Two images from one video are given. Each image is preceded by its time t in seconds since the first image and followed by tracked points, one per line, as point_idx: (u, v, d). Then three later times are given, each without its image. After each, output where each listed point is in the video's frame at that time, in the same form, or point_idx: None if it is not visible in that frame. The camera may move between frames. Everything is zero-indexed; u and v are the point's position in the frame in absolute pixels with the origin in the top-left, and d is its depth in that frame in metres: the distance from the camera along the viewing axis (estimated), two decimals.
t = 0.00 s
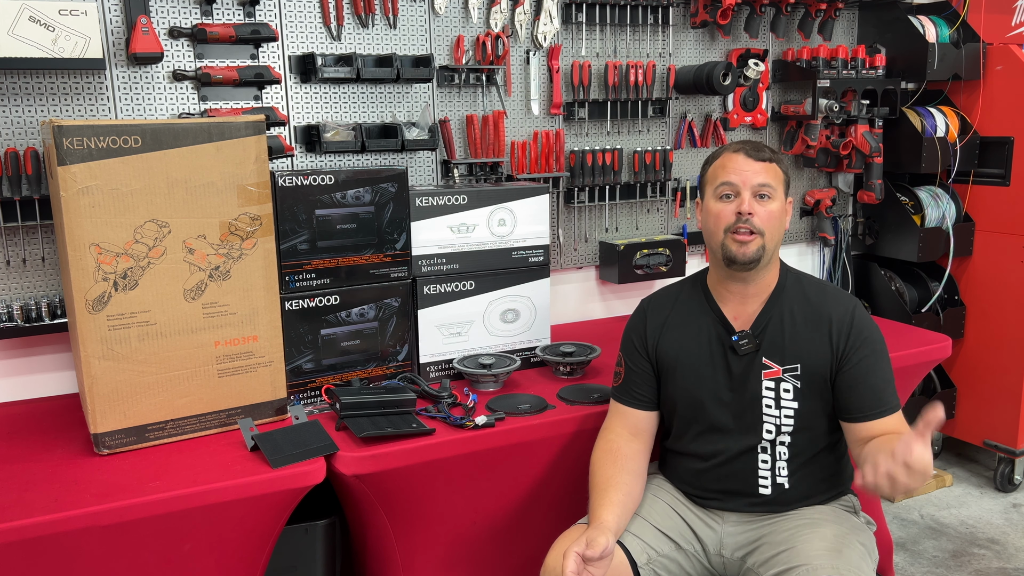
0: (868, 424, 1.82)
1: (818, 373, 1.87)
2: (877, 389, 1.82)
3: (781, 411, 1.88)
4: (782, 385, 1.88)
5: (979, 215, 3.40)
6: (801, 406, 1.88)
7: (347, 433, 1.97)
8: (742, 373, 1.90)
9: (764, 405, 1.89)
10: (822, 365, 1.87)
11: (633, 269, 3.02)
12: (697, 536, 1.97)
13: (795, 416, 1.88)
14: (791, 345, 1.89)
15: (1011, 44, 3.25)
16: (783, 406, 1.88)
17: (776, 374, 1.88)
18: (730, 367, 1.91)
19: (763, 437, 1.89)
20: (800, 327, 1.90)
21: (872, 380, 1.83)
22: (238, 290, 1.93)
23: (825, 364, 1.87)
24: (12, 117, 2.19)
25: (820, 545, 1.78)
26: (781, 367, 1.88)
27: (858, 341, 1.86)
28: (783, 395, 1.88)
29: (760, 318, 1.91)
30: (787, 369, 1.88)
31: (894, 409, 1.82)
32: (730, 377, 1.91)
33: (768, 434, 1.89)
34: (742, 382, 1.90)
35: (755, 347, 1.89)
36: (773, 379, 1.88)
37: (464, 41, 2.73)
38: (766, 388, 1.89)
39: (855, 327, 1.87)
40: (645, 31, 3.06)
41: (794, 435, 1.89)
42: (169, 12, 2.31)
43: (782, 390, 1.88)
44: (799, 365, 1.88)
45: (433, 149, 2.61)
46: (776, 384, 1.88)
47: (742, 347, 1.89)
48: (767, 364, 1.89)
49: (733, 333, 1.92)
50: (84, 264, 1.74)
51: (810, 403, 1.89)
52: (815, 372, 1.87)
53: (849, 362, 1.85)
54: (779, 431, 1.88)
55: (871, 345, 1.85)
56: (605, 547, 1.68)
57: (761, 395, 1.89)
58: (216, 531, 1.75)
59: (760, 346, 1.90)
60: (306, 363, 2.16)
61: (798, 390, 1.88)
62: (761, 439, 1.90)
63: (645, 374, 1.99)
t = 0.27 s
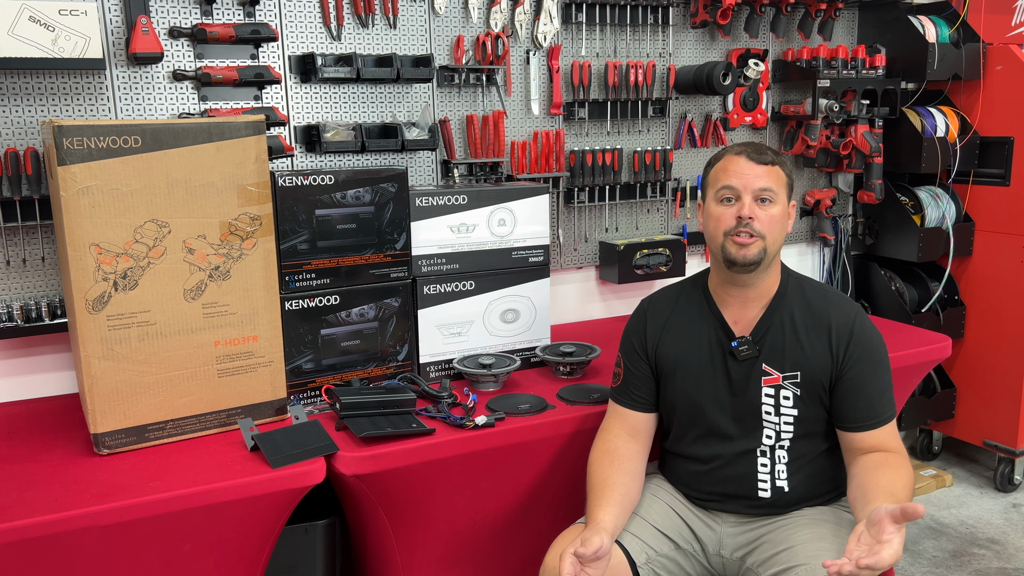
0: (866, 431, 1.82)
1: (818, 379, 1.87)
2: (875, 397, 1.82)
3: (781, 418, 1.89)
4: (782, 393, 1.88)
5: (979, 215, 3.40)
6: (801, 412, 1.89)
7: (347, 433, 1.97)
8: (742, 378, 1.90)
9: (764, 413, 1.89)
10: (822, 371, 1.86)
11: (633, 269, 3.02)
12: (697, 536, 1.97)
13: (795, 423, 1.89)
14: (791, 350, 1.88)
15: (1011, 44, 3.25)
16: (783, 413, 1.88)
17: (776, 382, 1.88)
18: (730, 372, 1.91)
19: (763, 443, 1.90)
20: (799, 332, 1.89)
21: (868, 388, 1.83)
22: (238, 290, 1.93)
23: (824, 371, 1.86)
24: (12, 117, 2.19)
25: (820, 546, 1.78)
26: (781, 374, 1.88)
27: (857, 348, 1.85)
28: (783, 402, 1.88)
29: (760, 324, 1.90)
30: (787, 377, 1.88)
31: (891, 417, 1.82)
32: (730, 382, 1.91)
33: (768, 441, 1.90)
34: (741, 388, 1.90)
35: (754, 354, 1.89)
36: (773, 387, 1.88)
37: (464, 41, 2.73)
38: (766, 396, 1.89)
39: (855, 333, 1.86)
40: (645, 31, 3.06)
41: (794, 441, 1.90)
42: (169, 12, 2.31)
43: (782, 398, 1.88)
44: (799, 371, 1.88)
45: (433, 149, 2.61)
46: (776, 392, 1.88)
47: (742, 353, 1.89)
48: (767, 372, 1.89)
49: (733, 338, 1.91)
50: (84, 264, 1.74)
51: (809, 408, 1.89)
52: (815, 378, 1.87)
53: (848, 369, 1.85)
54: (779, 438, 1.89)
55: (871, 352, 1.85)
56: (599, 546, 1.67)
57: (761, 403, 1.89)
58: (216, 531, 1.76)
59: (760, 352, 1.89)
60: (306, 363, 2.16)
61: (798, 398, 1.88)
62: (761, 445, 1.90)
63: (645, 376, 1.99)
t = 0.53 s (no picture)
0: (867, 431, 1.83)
1: (817, 380, 1.87)
2: (875, 397, 1.82)
3: (781, 418, 1.89)
4: (781, 393, 1.88)
5: (979, 215, 3.40)
6: (801, 412, 1.89)
7: (347, 433, 1.97)
8: (741, 380, 1.90)
9: (764, 413, 1.89)
10: (822, 372, 1.87)
11: (633, 269, 3.02)
12: (697, 537, 1.97)
13: (794, 423, 1.89)
14: (790, 351, 1.88)
15: (1011, 44, 3.25)
16: (783, 413, 1.88)
17: (776, 382, 1.88)
18: (729, 373, 1.91)
19: (763, 443, 1.90)
20: (799, 334, 1.89)
21: (868, 388, 1.83)
22: (238, 290, 1.93)
23: (824, 371, 1.86)
24: (12, 117, 2.19)
25: (820, 546, 1.78)
26: (780, 374, 1.88)
27: (857, 349, 1.85)
28: (783, 402, 1.88)
29: (759, 324, 1.90)
30: (787, 377, 1.88)
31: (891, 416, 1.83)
32: (729, 384, 1.91)
33: (768, 441, 1.90)
34: (741, 389, 1.90)
35: (753, 355, 1.89)
36: (772, 387, 1.88)
37: (464, 41, 2.73)
38: (765, 396, 1.89)
39: (854, 333, 1.86)
40: (645, 31, 3.06)
41: (795, 441, 1.90)
42: (169, 12, 2.31)
43: (781, 398, 1.88)
44: (798, 372, 1.88)
45: (433, 149, 2.61)
46: (776, 392, 1.88)
47: (741, 353, 1.89)
48: (766, 372, 1.89)
49: (732, 339, 1.91)
50: (84, 264, 1.74)
51: (808, 408, 1.89)
52: (814, 379, 1.87)
53: (848, 370, 1.85)
54: (779, 437, 1.89)
55: (870, 352, 1.85)
56: (598, 545, 1.68)
57: (761, 403, 1.89)
58: (216, 531, 1.76)
59: (759, 352, 1.89)
60: (306, 363, 2.16)
61: (797, 398, 1.88)
62: (760, 445, 1.90)
63: (644, 378, 1.99)
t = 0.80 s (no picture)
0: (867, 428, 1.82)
1: (814, 377, 1.87)
2: (874, 392, 1.81)
3: (777, 414, 1.88)
4: (777, 389, 1.88)
5: (979, 215, 3.40)
6: (797, 409, 1.88)
7: (347, 433, 1.97)
8: (738, 378, 1.90)
9: (760, 409, 1.89)
10: (818, 369, 1.87)
11: (633, 269, 3.02)
12: (697, 536, 1.97)
13: (791, 419, 1.88)
14: (786, 349, 1.88)
15: (1011, 44, 3.25)
16: (779, 410, 1.88)
17: (772, 378, 1.88)
18: (726, 371, 1.91)
19: (759, 439, 1.90)
20: (794, 332, 1.89)
21: (867, 384, 1.82)
22: (238, 290, 1.93)
23: (819, 369, 1.87)
24: (12, 117, 2.19)
25: (820, 545, 1.78)
26: (776, 370, 1.88)
27: (852, 345, 1.85)
28: (779, 398, 1.88)
29: (755, 321, 1.91)
30: (782, 373, 1.88)
31: (895, 410, 1.81)
32: (726, 382, 1.91)
33: (764, 437, 1.89)
34: (738, 386, 1.90)
35: (749, 351, 1.89)
36: (768, 383, 1.88)
37: (464, 41, 2.72)
38: (761, 392, 1.88)
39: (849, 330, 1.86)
40: (645, 31, 3.06)
41: (791, 438, 1.89)
42: (169, 12, 2.31)
43: (777, 394, 1.88)
44: (794, 369, 1.88)
45: (433, 149, 2.61)
46: (772, 388, 1.88)
47: (737, 350, 1.89)
48: (762, 368, 1.88)
49: (728, 336, 1.91)
50: (84, 264, 1.74)
51: (805, 405, 1.88)
52: (811, 376, 1.87)
53: (844, 366, 1.85)
54: (775, 433, 1.89)
55: (867, 348, 1.84)
56: (607, 550, 1.69)
57: (757, 399, 1.89)
58: (216, 531, 1.76)
59: (754, 350, 1.89)
60: (306, 363, 2.16)
61: (793, 394, 1.88)
62: (757, 442, 1.90)
63: (641, 375, 1.99)
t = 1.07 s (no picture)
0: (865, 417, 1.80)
1: (808, 369, 1.87)
2: (871, 377, 1.78)
3: (768, 405, 1.88)
4: (769, 380, 1.88)
5: (979, 215, 3.39)
6: (788, 399, 1.88)
7: (347, 433, 1.97)
8: (731, 369, 1.90)
9: (751, 400, 1.88)
10: (811, 360, 1.87)
11: (633, 269, 3.02)
12: (697, 535, 1.97)
13: (782, 410, 1.88)
14: (779, 340, 1.89)
15: (1011, 44, 3.25)
16: (770, 401, 1.88)
17: (764, 369, 1.88)
18: (719, 363, 1.91)
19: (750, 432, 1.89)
20: (785, 324, 1.89)
21: (866, 366, 1.79)
22: (238, 290, 1.93)
23: (813, 358, 1.87)
24: (12, 117, 2.19)
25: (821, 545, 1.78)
26: (768, 362, 1.88)
27: (844, 334, 1.83)
28: (771, 389, 1.88)
29: (749, 313, 1.91)
30: (774, 364, 1.88)
31: (895, 393, 1.75)
32: (720, 374, 1.91)
33: (755, 429, 1.89)
34: (730, 378, 1.90)
35: (743, 344, 1.89)
36: (760, 374, 1.88)
37: (464, 41, 2.72)
38: (753, 382, 1.88)
39: (840, 320, 1.85)
40: (645, 31, 3.06)
41: (782, 431, 1.89)
42: (169, 12, 2.31)
43: (768, 385, 1.88)
44: (787, 360, 1.88)
45: (433, 149, 2.61)
46: (764, 379, 1.88)
47: (730, 342, 1.89)
48: (754, 360, 1.89)
49: (722, 328, 1.92)
50: (84, 264, 1.74)
51: (801, 396, 1.88)
52: (805, 368, 1.87)
53: (837, 356, 1.84)
54: (766, 425, 1.88)
55: (860, 335, 1.82)
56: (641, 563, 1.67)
57: (749, 390, 1.88)
58: (216, 531, 1.75)
59: (747, 341, 1.90)
60: (306, 363, 2.16)
61: (784, 385, 1.88)
62: (749, 435, 1.89)
63: (639, 365, 1.99)
